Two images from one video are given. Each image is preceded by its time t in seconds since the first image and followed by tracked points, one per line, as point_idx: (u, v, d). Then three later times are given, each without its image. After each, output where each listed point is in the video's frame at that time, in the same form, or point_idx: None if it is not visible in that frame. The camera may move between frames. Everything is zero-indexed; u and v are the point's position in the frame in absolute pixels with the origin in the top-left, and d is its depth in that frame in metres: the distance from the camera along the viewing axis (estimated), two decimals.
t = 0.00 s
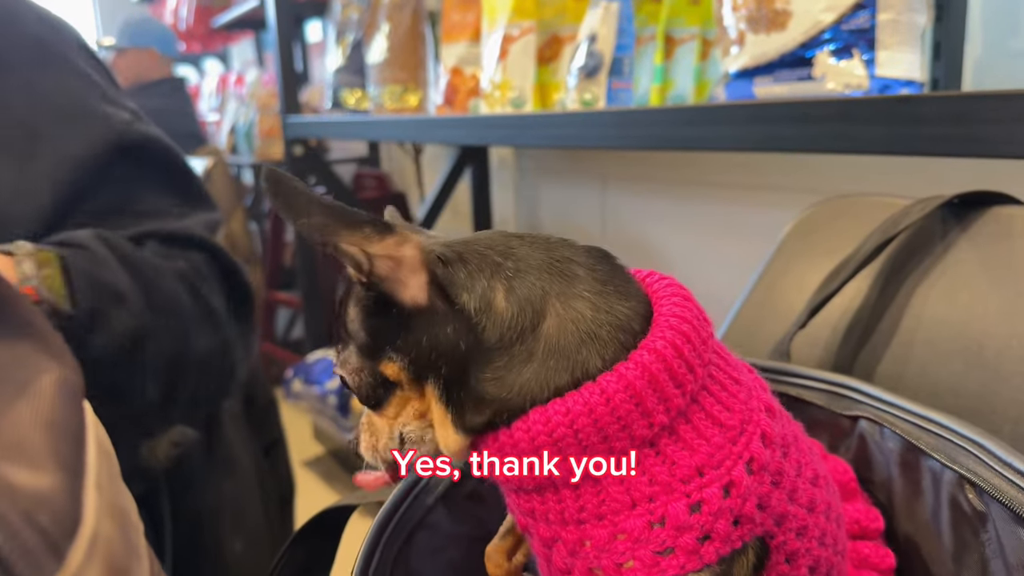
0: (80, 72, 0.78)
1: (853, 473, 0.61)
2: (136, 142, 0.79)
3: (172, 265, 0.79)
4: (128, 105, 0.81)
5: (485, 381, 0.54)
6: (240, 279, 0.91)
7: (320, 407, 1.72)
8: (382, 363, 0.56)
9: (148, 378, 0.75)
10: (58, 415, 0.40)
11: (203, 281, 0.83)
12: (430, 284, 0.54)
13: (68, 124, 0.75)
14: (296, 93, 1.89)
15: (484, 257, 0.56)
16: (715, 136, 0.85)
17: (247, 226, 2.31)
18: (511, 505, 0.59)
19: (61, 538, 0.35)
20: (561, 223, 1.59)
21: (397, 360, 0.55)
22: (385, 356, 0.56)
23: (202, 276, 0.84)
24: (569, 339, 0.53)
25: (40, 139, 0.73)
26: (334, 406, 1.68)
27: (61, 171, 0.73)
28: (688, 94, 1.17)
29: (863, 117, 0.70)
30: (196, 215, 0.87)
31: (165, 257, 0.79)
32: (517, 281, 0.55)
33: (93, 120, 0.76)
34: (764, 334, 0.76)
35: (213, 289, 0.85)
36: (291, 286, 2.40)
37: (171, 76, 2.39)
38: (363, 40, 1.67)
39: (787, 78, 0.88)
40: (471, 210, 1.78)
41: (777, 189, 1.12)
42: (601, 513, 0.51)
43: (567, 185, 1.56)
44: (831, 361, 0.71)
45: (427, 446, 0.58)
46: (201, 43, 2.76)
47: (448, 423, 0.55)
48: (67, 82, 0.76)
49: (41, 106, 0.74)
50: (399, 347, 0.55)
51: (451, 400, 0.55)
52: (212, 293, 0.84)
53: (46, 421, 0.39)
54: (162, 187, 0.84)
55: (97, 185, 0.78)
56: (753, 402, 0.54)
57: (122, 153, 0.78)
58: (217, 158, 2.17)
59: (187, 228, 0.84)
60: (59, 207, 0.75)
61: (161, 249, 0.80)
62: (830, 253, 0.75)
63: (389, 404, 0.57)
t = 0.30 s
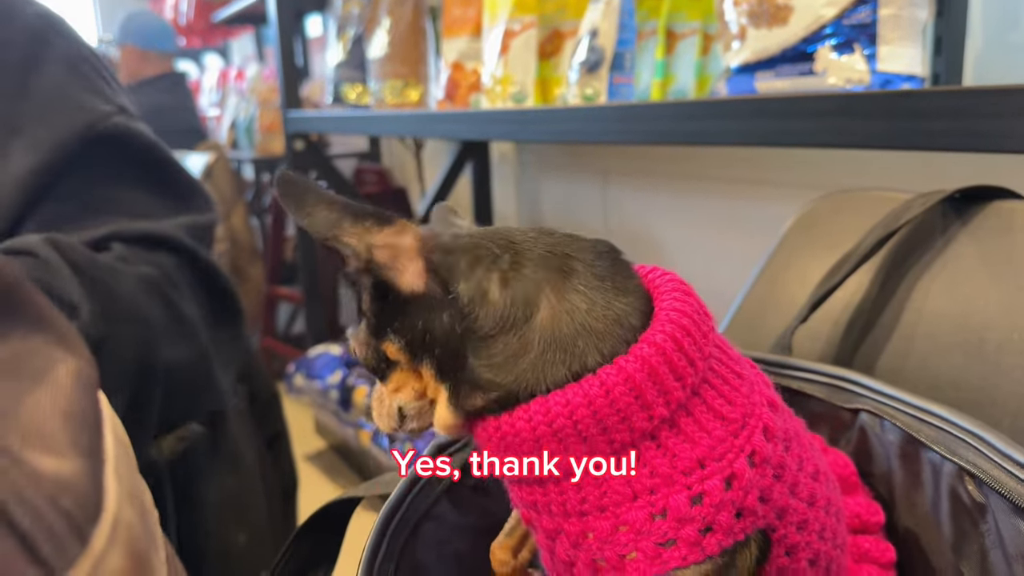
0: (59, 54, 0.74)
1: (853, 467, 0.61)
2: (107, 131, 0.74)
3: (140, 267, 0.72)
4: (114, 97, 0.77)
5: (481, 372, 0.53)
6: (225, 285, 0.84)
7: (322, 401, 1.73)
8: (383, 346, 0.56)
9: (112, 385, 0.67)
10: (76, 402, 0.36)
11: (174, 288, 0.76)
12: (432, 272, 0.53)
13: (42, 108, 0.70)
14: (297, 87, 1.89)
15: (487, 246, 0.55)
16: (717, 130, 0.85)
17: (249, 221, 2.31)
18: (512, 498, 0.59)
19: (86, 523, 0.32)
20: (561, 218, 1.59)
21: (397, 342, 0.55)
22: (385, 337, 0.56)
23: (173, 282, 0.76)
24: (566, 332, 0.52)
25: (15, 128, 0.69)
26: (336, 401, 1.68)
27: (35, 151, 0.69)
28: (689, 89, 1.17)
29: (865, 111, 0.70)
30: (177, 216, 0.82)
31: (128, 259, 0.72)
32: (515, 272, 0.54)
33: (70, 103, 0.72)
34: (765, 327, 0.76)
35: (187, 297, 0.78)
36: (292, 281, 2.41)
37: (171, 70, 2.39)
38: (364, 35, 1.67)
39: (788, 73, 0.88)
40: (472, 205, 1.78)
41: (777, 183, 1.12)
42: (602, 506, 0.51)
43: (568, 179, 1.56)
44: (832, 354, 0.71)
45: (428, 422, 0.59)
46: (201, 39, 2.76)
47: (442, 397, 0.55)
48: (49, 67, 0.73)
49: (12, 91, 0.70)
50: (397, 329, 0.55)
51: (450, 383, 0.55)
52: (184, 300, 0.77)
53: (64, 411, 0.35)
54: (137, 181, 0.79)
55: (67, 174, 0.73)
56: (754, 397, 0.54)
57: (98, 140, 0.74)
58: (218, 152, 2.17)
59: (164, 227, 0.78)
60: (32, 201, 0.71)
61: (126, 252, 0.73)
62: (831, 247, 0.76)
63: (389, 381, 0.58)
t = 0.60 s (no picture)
0: (82, 71, 0.72)
1: (855, 459, 0.62)
2: (136, 151, 0.72)
3: (160, 290, 0.71)
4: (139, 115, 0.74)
5: (490, 344, 0.57)
6: (237, 305, 0.82)
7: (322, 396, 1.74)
8: (390, 292, 0.59)
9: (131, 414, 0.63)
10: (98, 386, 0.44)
11: (190, 308, 0.74)
12: (476, 240, 0.56)
13: (67, 127, 0.69)
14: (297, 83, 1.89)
15: (522, 226, 0.58)
16: (717, 124, 0.85)
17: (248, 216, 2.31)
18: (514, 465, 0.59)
19: (110, 496, 0.41)
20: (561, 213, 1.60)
21: (409, 296, 0.59)
22: (398, 288, 0.59)
23: (190, 303, 0.75)
24: (575, 318, 0.55)
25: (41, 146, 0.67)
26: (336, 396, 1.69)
27: (63, 173, 0.67)
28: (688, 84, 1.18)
29: (864, 105, 0.70)
30: (193, 235, 0.79)
31: (150, 281, 0.70)
32: (537, 257, 0.57)
33: (95, 123, 0.70)
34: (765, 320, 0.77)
35: (203, 318, 0.76)
36: (292, 277, 2.41)
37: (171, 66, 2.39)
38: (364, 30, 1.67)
39: (787, 67, 0.88)
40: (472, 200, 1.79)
41: (777, 178, 1.13)
42: (594, 477, 0.52)
43: (567, 174, 1.57)
44: (831, 346, 0.72)
45: (386, 362, 0.64)
46: (200, 34, 2.76)
47: (442, 361, 0.60)
48: (78, 85, 0.71)
49: (37, 110, 0.69)
50: (416, 284, 0.58)
51: (454, 351, 0.59)
52: (200, 322, 0.75)
53: (86, 390, 0.43)
54: (157, 201, 0.76)
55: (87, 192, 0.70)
56: (754, 385, 0.54)
57: (124, 161, 0.72)
58: (218, 148, 2.17)
59: (183, 247, 0.76)
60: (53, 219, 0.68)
61: (146, 273, 0.71)
62: (831, 240, 0.76)
63: (379, 321, 0.61)
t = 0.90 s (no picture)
0: (130, 92, 0.72)
1: (866, 446, 0.63)
2: (184, 169, 0.72)
3: (201, 299, 0.70)
4: (184, 134, 0.75)
5: (522, 318, 0.58)
6: (264, 318, 0.81)
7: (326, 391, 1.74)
8: (435, 263, 0.60)
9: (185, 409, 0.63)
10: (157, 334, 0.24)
11: (226, 320, 0.74)
12: (516, 214, 0.58)
13: (116, 147, 0.69)
14: (300, 80, 1.90)
15: (558, 204, 0.60)
16: (723, 123, 0.86)
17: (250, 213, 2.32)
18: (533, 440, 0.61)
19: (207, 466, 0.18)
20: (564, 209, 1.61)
21: (454, 267, 0.59)
22: (443, 259, 0.59)
23: (225, 315, 0.74)
24: (602, 295, 0.56)
25: (89, 163, 0.68)
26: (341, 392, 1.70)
27: (114, 188, 0.66)
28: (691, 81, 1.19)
29: (869, 103, 0.72)
30: (229, 248, 0.78)
31: (190, 290, 0.70)
32: (570, 234, 0.58)
33: (144, 142, 0.70)
34: (773, 316, 0.79)
35: (234, 329, 0.75)
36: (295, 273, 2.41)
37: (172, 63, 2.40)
38: (368, 28, 1.68)
39: (791, 65, 0.89)
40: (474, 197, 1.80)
41: (780, 175, 1.14)
42: (614, 448, 0.53)
43: (570, 171, 1.58)
44: (838, 340, 0.74)
45: (431, 337, 0.64)
46: (201, 31, 2.77)
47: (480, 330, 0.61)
48: (122, 104, 0.71)
49: (87, 131, 0.69)
50: (459, 256, 0.59)
51: (491, 323, 0.60)
52: (232, 332, 0.74)
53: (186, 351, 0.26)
54: (197, 216, 0.76)
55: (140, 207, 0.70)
56: (764, 360, 0.56)
57: (171, 179, 0.72)
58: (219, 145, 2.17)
59: (222, 260, 0.75)
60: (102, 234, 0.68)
61: (187, 281, 0.71)
62: (838, 236, 0.77)
63: (424, 292, 0.61)
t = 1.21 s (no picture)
0: (146, 93, 0.73)
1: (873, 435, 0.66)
2: (197, 168, 0.73)
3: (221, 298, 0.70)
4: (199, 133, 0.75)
5: (557, 299, 0.60)
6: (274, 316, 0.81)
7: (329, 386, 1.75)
8: (480, 242, 0.63)
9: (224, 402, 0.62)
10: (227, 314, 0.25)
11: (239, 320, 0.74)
12: (560, 198, 0.60)
13: (129, 148, 0.70)
14: (304, 75, 1.90)
15: (599, 189, 0.62)
16: (727, 121, 0.88)
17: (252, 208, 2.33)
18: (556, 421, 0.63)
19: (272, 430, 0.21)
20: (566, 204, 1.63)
21: (497, 247, 0.62)
22: (489, 239, 0.62)
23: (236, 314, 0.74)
24: (635, 279, 0.58)
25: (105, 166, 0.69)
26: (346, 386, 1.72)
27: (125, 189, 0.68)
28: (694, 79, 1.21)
29: (869, 102, 0.73)
30: (240, 246, 0.78)
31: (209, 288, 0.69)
32: (608, 219, 0.60)
33: (154, 139, 0.71)
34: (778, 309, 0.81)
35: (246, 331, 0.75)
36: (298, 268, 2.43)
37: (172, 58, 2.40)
38: (372, 24, 1.69)
39: (794, 65, 0.91)
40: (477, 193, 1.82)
41: (781, 172, 1.16)
42: (637, 428, 0.55)
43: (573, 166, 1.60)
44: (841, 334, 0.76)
45: (470, 309, 0.68)
46: (201, 25, 2.77)
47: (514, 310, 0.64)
48: (138, 104, 0.72)
49: (101, 130, 0.71)
50: (504, 237, 0.61)
51: (528, 305, 0.62)
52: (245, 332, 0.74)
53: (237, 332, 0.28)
54: (211, 214, 0.76)
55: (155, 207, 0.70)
56: (780, 348, 0.58)
57: (184, 178, 0.72)
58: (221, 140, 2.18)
59: (234, 259, 0.75)
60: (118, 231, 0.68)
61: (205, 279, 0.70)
62: (840, 233, 0.79)
63: (467, 270, 0.65)
